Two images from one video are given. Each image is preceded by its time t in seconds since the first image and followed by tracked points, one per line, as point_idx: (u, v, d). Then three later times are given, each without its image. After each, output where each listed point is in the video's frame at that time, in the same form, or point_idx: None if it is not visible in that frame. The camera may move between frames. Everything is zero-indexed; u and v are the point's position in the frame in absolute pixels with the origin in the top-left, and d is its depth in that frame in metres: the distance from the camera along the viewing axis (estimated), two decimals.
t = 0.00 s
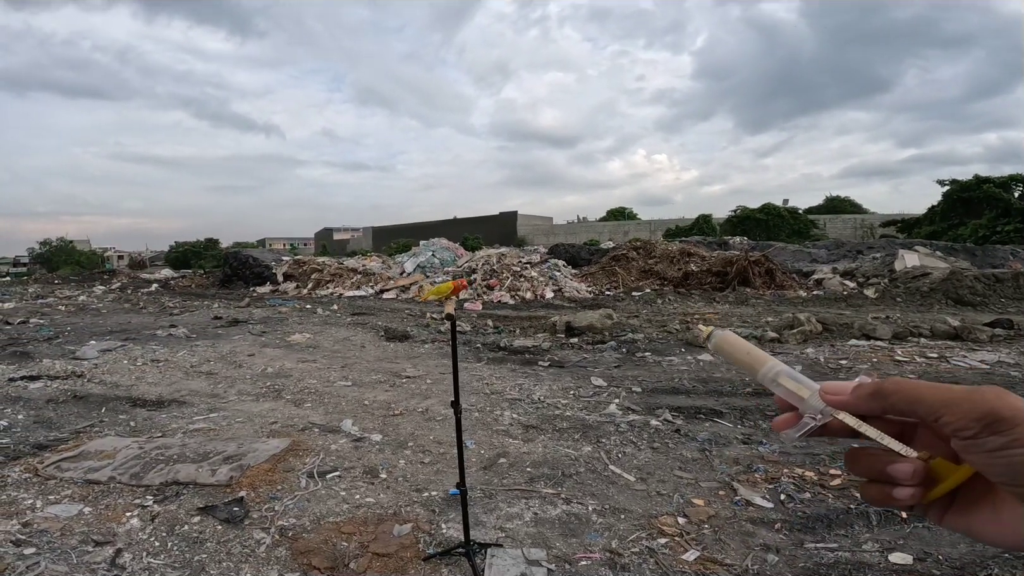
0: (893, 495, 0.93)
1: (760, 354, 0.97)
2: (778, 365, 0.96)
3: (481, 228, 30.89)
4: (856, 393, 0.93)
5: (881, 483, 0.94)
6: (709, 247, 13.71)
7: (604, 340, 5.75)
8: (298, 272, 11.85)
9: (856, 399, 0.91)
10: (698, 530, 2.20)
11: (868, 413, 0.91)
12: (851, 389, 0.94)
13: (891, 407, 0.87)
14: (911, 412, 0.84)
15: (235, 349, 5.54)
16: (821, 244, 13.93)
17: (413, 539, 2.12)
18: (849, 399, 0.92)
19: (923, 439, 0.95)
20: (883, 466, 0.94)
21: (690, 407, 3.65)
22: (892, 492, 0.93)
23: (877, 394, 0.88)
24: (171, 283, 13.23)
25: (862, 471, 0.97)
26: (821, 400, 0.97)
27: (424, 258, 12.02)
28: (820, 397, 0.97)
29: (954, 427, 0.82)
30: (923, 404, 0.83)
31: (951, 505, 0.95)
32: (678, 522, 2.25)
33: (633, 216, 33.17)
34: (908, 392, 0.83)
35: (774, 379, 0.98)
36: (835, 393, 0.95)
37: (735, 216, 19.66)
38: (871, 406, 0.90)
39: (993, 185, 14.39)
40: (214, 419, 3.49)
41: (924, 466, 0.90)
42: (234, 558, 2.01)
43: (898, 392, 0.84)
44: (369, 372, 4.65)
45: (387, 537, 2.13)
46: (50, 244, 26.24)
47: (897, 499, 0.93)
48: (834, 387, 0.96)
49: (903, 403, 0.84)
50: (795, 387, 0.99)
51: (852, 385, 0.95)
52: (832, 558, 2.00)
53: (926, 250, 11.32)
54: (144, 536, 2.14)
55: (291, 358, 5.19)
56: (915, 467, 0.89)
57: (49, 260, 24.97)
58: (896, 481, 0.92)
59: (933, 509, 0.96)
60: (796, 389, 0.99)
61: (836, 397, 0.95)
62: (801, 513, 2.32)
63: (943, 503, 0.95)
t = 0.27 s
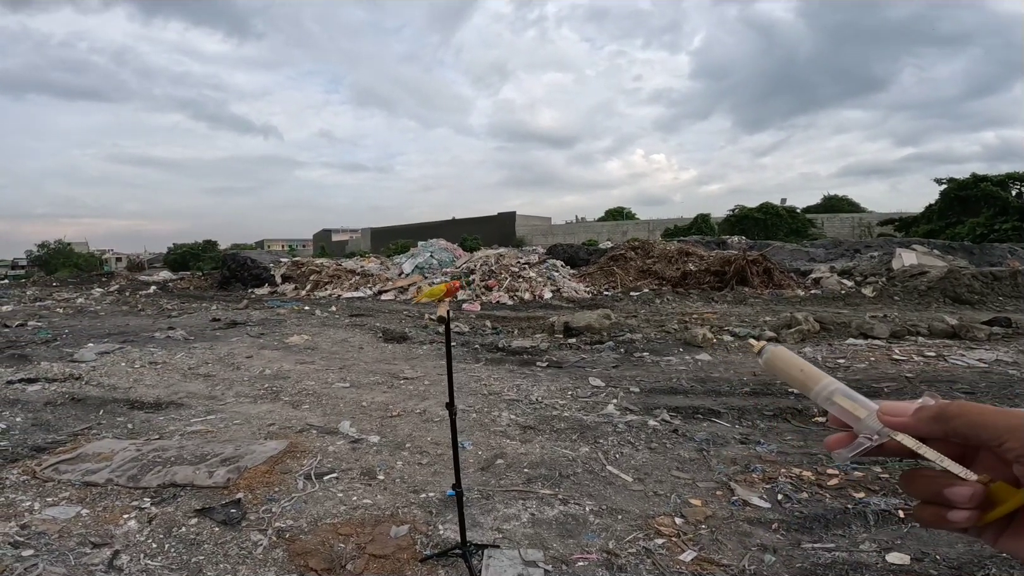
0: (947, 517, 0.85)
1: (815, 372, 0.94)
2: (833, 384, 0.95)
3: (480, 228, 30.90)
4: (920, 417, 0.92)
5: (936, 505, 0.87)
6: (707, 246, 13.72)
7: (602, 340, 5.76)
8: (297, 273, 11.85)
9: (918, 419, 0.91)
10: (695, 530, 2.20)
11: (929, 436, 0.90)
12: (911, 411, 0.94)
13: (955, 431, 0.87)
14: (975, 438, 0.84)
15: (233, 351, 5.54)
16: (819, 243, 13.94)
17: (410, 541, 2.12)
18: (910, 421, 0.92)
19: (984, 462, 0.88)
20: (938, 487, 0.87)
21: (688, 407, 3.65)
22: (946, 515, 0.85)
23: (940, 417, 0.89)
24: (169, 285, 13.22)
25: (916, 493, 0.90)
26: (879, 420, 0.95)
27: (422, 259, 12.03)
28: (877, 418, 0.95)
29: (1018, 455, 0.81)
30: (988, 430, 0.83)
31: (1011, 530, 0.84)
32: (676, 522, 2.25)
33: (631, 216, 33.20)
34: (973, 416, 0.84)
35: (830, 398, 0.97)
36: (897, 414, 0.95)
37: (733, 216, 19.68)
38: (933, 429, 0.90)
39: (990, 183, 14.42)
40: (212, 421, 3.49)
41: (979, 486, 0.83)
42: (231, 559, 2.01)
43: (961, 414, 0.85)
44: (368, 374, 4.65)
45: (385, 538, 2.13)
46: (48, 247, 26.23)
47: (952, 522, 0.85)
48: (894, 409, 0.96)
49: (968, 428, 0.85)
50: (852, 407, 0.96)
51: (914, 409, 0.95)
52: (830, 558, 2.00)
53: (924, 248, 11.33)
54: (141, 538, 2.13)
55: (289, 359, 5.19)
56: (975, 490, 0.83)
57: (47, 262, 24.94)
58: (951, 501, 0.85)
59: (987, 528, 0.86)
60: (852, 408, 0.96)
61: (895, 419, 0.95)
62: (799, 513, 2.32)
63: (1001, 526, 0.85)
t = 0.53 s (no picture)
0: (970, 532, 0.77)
1: (840, 384, 0.84)
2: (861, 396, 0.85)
3: (479, 227, 30.90)
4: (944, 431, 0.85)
5: (958, 519, 0.79)
6: (705, 246, 13.74)
7: (601, 339, 5.76)
8: (295, 273, 11.84)
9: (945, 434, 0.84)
10: (693, 530, 2.20)
11: (957, 450, 0.84)
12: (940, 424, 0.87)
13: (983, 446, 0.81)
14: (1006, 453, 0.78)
15: (232, 351, 5.54)
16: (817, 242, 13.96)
17: (409, 541, 2.12)
18: (936, 434, 0.86)
19: (1012, 476, 0.80)
20: (962, 501, 0.78)
21: (686, 407, 3.66)
22: (969, 529, 0.77)
23: (969, 432, 0.83)
24: (168, 285, 13.22)
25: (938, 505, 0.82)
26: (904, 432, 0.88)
27: (421, 258, 12.03)
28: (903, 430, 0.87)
29: None
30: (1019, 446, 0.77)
31: None
32: (674, 522, 2.25)
33: (630, 215, 33.22)
34: (1003, 431, 0.77)
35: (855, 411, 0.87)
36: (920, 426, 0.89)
37: (732, 215, 19.71)
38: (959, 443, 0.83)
39: (988, 182, 14.46)
40: (211, 421, 3.49)
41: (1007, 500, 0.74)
42: (230, 559, 2.01)
43: (992, 428, 0.79)
44: (366, 373, 4.65)
45: (383, 538, 2.13)
46: (47, 247, 26.23)
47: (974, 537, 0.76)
48: (920, 420, 0.89)
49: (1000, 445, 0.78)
50: (876, 418, 0.88)
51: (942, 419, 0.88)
52: (827, 558, 2.01)
53: (922, 247, 11.35)
54: (140, 538, 2.14)
55: (288, 359, 5.19)
56: (1000, 504, 0.74)
57: (46, 263, 24.93)
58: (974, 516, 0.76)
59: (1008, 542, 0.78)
60: (877, 420, 0.88)
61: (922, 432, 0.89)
62: (796, 513, 2.33)
63: None
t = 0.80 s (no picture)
0: (912, 506, 0.84)
1: (798, 351, 0.84)
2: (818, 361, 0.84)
3: (478, 227, 30.89)
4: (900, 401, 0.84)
5: (903, 494, 0.86)
6: (705, 245, 13.75)
7: (601, 339, 5.77)
8: (295, 273, 11.84)
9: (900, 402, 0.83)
10: (693, 528, 2.22)
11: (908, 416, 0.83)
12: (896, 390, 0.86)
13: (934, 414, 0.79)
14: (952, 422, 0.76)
15: (232, 351, 5.54)
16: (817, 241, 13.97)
17: (410, 539, 2.13)
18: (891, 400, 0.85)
19: (956, 452, 0.85)
20: (903, 477, 0.85)
21: (686, 406, 3.67)
22: (911, 504, 0.84)
23: (922, 400, 0.81)
24: (168, 284, 13.21)
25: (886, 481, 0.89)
26: (857, 400, 0.86)
27: (421, 258, 12.03)
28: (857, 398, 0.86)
29: (992, 442, 0.73)
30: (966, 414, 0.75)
31: (978, 522, 0.82)
32: (673, 520, 2.26)
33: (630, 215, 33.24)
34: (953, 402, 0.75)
35: (810, 375, 0.86)
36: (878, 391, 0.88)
37: (732, 214, 19.71)
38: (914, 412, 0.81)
39: (988, 182, 14.48)
40: (212, 421, 3.50)
41: (945, 475, 0.81)
42: (232, 558, 2.02)
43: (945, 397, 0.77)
44: (367, 373, 4.66)
45: (384, 537, 2.14)
46: (46, 247, 26.21)
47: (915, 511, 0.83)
48: (878, 385, 0.89)
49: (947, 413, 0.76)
50: (831, 386, 0.87)
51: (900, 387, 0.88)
52: (826, 556, 2.02)
53: (922, 246, 11.36)
54: (142, 538, 2.14)
55: (288, 359, 5.19)
56: (935, 478, 0.81)
57: (45, 263, 24.91)
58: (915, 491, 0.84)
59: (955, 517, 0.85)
60: (832, 387, 0.86)
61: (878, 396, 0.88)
62: (795, 511, 2.34)
63: (966, 517, 0.84)
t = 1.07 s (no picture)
0: (914, 525, 0.76)
1: (770, 338, 0.85)
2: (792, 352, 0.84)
3: (478, 226, 30.91)
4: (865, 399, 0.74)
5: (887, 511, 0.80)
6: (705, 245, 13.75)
7: (601, 338, 5.77)
8: (295, 272, 11.84)
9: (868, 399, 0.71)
10: (692, 528, 2.22)
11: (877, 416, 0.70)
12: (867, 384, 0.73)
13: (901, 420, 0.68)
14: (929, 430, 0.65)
15: (232, 350, 5.54)
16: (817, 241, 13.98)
17: (409, 538, 2.13)
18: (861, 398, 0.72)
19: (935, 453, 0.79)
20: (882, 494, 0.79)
21: (686, 405, 3.67)
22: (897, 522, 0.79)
23: (895, 402, 0.68)
24: (168, 284, 13.21)
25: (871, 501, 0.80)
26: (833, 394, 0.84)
27: (421, 258, 12.04)
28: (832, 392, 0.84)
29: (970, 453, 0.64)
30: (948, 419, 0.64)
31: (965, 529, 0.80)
32: (673, 520, 2.27)
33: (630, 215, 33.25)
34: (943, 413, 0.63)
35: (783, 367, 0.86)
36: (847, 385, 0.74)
37: (732, 214, 19.72)
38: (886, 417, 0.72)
39: (988, 181, 14.50)
40: (212, 420, 3.50)
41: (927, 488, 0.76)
42: (232, 557, 2.02)
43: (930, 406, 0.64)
44: (366, 372, 4.66)
45: (384, 536, 2.15)
46: (46, 247, 26.21)
47: (920, 531, 0.76)
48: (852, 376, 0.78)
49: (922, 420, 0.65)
50: (806, 377, 0.86)
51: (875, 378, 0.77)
52: (826, 555, 2.02)
53: (921, 246, 11.36)
54: (143, 536, 2.15)
55: (288, 358, 5.20)
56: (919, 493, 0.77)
57: (45, 263, 24.90)
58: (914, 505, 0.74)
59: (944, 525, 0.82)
60: (805, 379, 0.86)
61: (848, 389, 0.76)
62: (795, 511, 2.34)
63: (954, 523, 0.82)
